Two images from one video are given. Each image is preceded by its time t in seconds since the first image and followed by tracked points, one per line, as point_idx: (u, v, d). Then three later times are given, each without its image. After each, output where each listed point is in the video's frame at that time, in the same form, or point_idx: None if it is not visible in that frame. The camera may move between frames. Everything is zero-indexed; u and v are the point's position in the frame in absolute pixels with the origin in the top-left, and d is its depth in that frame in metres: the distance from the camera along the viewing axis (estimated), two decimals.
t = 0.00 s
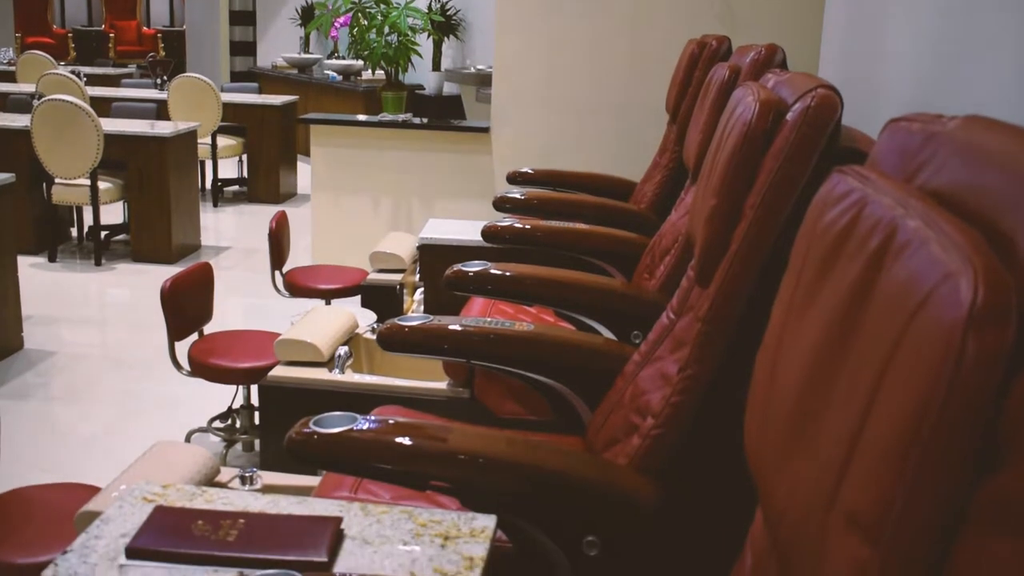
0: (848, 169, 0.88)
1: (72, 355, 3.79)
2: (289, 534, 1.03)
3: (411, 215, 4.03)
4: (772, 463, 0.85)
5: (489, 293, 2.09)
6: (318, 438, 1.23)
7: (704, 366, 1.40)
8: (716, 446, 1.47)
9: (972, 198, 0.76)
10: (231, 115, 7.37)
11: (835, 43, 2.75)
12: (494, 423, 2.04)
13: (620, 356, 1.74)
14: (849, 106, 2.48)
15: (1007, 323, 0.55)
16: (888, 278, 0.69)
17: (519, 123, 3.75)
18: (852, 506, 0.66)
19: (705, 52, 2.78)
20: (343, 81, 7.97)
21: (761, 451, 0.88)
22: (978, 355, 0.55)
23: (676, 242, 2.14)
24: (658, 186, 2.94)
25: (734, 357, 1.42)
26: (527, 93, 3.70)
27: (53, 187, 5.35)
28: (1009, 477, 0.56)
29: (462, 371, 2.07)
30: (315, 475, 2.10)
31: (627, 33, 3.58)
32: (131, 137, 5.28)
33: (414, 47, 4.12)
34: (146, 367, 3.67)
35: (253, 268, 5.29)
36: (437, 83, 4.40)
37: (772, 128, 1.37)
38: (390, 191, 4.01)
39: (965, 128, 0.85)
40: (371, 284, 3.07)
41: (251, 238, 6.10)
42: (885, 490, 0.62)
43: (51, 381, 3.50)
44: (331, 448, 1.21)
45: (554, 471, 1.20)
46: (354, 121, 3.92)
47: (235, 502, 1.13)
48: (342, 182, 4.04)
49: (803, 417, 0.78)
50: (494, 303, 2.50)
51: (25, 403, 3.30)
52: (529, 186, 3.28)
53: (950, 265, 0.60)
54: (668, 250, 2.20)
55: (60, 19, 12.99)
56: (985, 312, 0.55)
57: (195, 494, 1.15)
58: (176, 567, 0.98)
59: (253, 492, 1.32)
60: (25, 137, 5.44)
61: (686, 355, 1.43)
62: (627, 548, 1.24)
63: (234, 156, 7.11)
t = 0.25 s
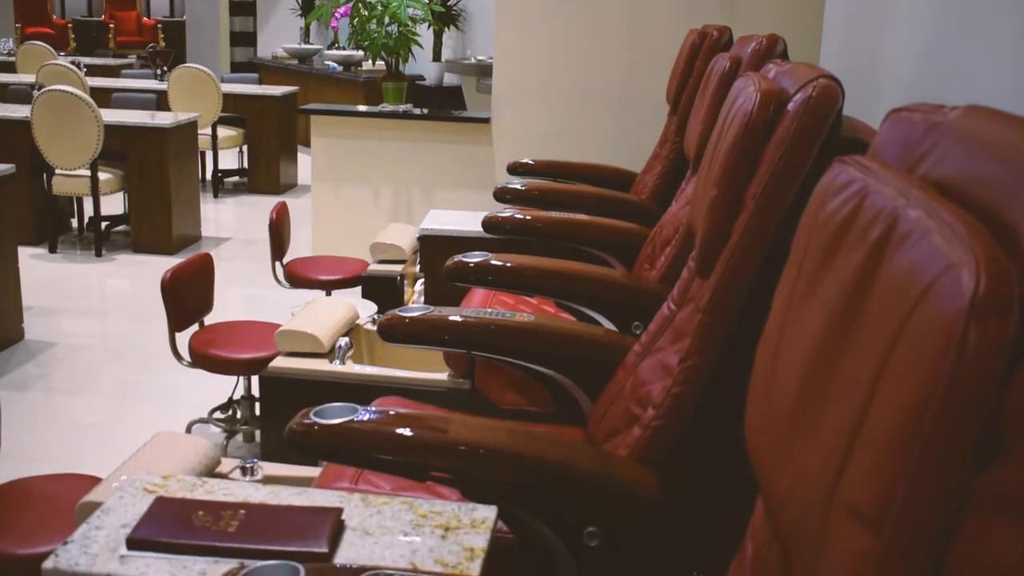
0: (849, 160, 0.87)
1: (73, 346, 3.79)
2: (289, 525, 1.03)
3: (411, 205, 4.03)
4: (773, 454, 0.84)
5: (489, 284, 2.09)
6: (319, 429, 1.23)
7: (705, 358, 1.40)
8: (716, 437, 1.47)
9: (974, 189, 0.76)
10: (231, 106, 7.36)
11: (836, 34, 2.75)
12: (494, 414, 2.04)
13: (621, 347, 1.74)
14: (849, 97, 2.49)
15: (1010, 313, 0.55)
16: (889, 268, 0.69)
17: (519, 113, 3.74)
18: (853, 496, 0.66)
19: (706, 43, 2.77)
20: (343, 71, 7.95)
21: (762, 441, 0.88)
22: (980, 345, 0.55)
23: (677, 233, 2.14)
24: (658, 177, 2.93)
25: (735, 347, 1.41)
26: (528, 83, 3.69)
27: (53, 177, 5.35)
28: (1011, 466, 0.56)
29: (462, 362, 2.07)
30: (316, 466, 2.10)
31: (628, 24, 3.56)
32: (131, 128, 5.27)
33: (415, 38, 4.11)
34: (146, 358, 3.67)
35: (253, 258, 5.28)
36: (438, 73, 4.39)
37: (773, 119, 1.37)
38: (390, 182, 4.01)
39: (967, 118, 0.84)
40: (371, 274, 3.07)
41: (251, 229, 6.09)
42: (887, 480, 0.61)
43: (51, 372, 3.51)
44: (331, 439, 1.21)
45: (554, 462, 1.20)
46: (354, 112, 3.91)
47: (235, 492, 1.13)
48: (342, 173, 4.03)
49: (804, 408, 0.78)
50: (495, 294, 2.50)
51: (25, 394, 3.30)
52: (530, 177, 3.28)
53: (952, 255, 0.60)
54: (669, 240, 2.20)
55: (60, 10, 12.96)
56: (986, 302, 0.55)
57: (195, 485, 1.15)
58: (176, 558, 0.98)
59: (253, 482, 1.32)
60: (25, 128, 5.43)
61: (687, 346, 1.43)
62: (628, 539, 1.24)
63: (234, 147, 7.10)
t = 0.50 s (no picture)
0: (851, 154, 0.87)
1: (73, 341, 3.79)
2: (289, 520, 1.03)
3: (411, 201, 4.02)
4: (773, 449, 0.84)
5: (490, 279, 2.09)
6: (319, 424, 1.22)
7: (705, 353, 1.40)
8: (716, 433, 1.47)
9: (976, 185, 0.75)
10: (231, 101, 7.36)
11: (837, 29, 2.74)
12: (494, 409, 2.04)
13: (620, 343, 1.74)
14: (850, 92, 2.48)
15: (1012, 307, 0.55)
16: (891, 263, 0.69)
17: (519, 109, 3.73)
18: (854, 492, 0.66)
19: (706, 38, 2.76)
20: (344, 67, 7.94)
21: (762, 436, 0.88)
22: (983, 340, 0.55)
23: (677, 228, 2.13)
24: (659, 172, 2.93)
25: (736, 343, 1.41)
26: (529, 78, 3.68)
27: (53, 172, 5.34)
28: (1012, 462, 0.56)
29: (462, 357, 2.07)
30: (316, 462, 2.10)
31: (628, 19, 3.56)
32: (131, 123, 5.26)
33: (415, 33, 4.10)
34: (147, 353, 3.67)
35: (253, 254, 5.28)
36: (438, 69, 4.38)
37: (774, 113, 1.36)
38: (390, 177, 4.01)
39: (969, 113, 0.84)
40: (371, 270, 3.07)
41: (251, 224, 6.09)
42: (888, 475, 0.61)
43: (52, 367, 3.51)
44: (331, 435, 1.21)
45: (555, 457, 1.20)
46: (354, 107, 3.91)
47: (235, 488, 1.13)
48: (343, 168, 4.03)
49: (806, 403, 0.78)
50: (495, 290, 2.50)
51: (26, 389, 3.30)
52: (530, 172, 3.27)
53: (954, 249, 0.60)
54: (669, 235, 2.19)
55: (60, 6, 12.95)
56: (988, 297, 0.55)
57: (195, 480, 1.15)
58: (176, 553, 0.98)
59: (253, 478, 1.32)
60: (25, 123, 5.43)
61: (687, 341, 1.43)
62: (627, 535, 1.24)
63: (234, 142, 7.09)
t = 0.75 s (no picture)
0: (852, 145, 0.87)
1: (73, 333, 3.78)
2: (289, 512, 1.03)
3: (411, 192, 4.02)
4: (774, 442, 0.84)
5: (489, 270, 2.08)
6: (319, 416, 1.22)
7: (706, 344, 1.40)
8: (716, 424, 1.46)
9: (979, 176, 0.75)
10: (231, 92, 7.34)
11: (838, 19, 2.73)
12: (494, 401, 2.04)
13: (620, 334, 1.74)
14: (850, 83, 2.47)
15: (1016, 300, 0.54)
16: (893, 254, 0.68)
17: (520, 100, 3.72)
18: (856, 486, 0.66)
19: (707, 29, 2.75)
20: (343, 58, 7.92)
21: (763, 428, 0.88)
22: (986, 334, 0.55)
23: (678, 219, 2.13)
24: (659, 163, 2.92)
25: (736, 334, 1.41)
26: (529, 70, 3.67)
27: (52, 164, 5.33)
28: (1012, 457, 0.56)
29: (462, 348, 2.07)
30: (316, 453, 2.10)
31: (629, 9, 3.54)
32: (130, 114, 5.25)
33: (415, 24, 4.09)
34: (147, 344, 3.67)
35: (254, 245, 5.27)
36: (439, 60, 4.37)
37: (775, 104, 1.36)
38: (390, 169, 4.00)
39: (972, 103, 0.83)
40: (371, 261, 3.07)
41: (251, 215, 6.08)
42: (890, 469, 0.61)
43: (52, 358, 3.51)
44: (331, 426, 1.20)
45: (556, 449, 1.19)
46: (354, 98, 3.90)
47: (235, 479, 1.13)
48: (343, 159, 4.02)
49: (807, 395, 0.78)
50: (495, 281, 2.49)
51: (26, 380, 3.30)
52: (531, 163, 3.26)
53: (956, 241, 0.60)
54: (670, 226, 2.19)
55: None
56: (991, 290, 0.55)
57: (195, 471, 1.15)
58: (177, 544, 0.98)
59: (253, 469, 1.31)
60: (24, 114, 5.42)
61: (687, 333, 1.42)
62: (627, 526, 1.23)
63: (234, 133, 7.08)
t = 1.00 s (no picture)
0: (855, 135, 0.86)
1: (72, 323, 3.78)
2: (290, 502, 1.02)
3: (411, 183, 4.01)
4: (775, 433, 0.84)
5: (489, 261, 2.08)
6: (318, 406, 1.22)
7: (706, 335, 1.40)
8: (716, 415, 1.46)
9: (984, 166, 0.74)
10: (231, 83, 7.33)
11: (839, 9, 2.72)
12: (494, 391, 2.04)
13: (620, 325, 1.73)
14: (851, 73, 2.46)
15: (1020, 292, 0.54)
16: (896, 244, 0.68)
17: (520, 90, 3.71)
18: (857, 476, 0.66)
19: (708, 19, 2.74)
20: (343, 48, 7.89)
21: (764, 420, 0.87)
22: (990, 326, 0.54)
23: (678, 210, 2.12)
24: (660, 154, 2.91)
25: (737, 325, 1.41)
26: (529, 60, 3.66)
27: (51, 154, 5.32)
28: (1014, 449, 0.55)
29: (462, 339, 2.07)
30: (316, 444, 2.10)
31: None
32: (130, 105, 5.24)
33: (415, 14, 4.07)
34: (147, 335, 3.67)
35: (253, 236, 5.27)
36: (439, 50, 4.35)
37: (776, 94, 1.35)
38: (390, 159, 3.99)
39: (976, 93, 0.82)
40: (371, 252, 3.06)
41: (250, 206, 6.07)
42: (892, 461, 0.61)
43: (52, 349, 3.50)
44: (331, 416, 1.20)
45: (558, 439, 1.19)
46: (354, 88, 3.89)
47: (235, 470, 1.13)
48: (343, 149, 4.01)
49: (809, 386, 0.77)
50: (495, 272, 2.49)
51: (26, 370, 3.30)
52: (531, 154, 3.25)
53: (960, 232, 0.59)
54: (670, 217, 2.18)
55: None
56: (994, 282, 0.54)
57: (195, 462, 1.15)
58: (176, 535, 0.98)
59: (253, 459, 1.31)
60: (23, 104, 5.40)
61: (688, 323, 1.42)
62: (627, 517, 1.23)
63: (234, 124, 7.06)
